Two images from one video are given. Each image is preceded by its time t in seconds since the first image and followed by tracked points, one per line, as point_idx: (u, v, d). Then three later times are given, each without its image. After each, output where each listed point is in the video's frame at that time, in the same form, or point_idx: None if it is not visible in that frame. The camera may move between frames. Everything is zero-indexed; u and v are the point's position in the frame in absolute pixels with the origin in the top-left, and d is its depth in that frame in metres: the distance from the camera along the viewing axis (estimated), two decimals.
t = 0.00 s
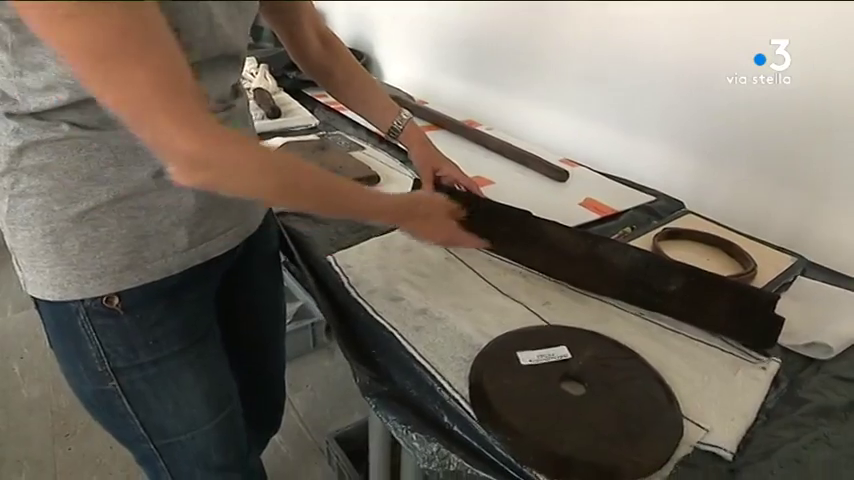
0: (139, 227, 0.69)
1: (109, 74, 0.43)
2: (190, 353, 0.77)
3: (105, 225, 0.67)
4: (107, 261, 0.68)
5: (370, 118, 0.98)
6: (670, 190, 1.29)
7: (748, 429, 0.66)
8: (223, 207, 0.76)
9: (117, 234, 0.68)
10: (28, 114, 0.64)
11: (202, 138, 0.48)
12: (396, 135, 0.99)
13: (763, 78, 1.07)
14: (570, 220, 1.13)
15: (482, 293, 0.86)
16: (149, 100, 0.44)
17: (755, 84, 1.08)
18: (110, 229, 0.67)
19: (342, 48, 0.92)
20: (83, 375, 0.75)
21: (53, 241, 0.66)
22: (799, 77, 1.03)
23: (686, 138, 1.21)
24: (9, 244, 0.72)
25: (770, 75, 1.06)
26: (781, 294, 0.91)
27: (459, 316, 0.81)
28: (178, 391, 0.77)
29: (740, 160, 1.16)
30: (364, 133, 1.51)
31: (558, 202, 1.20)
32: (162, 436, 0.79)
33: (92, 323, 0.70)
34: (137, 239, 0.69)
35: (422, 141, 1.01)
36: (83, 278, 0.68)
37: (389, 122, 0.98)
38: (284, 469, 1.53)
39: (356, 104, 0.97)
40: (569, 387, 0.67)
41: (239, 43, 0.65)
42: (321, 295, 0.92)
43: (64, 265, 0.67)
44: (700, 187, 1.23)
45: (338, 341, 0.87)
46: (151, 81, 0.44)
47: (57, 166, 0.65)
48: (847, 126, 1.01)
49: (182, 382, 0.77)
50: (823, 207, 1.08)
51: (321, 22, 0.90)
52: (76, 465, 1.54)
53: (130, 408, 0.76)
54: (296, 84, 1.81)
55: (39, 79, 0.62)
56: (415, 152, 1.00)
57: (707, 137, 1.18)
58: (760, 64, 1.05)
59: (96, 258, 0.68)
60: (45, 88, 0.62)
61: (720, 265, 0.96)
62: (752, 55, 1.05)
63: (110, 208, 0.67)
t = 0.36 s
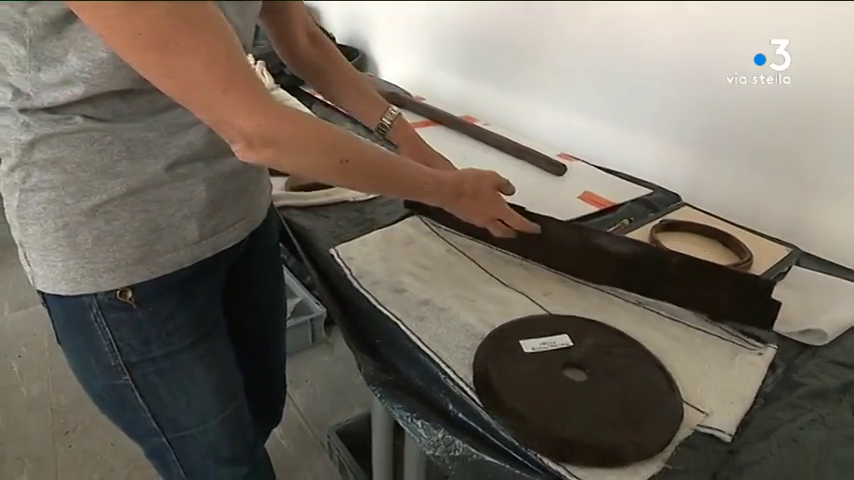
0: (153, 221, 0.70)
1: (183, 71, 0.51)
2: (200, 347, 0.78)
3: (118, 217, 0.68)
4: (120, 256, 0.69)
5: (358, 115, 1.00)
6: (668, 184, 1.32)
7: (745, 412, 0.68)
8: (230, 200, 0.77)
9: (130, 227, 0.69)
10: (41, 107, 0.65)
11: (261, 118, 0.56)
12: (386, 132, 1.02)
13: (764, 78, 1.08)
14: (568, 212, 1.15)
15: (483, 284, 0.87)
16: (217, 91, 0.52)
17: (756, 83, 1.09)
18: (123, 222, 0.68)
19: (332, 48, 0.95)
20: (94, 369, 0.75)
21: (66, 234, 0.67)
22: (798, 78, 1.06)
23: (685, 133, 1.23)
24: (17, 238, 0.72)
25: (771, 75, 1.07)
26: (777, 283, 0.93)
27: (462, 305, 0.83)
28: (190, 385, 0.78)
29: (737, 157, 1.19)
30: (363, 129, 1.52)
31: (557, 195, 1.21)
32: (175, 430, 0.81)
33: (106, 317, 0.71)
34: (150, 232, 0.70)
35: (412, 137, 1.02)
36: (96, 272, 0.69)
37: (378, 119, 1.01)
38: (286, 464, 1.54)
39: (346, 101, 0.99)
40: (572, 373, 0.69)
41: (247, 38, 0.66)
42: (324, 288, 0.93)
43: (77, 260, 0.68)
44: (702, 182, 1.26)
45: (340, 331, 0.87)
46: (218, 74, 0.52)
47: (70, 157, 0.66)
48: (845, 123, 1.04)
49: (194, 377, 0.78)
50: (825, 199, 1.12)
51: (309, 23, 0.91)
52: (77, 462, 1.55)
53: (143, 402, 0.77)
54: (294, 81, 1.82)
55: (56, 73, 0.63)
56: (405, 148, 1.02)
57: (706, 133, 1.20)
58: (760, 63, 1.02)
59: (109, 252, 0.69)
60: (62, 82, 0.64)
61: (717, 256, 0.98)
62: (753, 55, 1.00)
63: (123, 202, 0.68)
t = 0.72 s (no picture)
0: (159, 212, 0.70)
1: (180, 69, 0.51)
2: (205, 338, 0.79)
3: (125, 207, 0.69)
4: (127, 246, 0.69)
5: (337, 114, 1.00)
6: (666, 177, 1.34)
7: (743, 398, 0.70)
8: (234, 191, 0.78)
9: (137, 217, 0.69)
10: (48, 96, 0.65)
11: (254, 120, 0.56)
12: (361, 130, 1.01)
13: (764, 79, 1.06)
14: (567, 204, 1.16)
15: (483, 274, 0.89)
16: (213, 90, 0.52)
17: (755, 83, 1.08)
18: (130, 212, 0.69)
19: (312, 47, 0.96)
20: (99, 360, 0.76)
21: (73, 224, 0.68)
22: (798, 78, 1.07)
23: (682, 129, 1.24)
24: (21, 228, 0.73)
25: (771, 75, 1.05)
26: (772, 272, 0.94)
27: (464, 294, 0.84)
28: (195, 376, 0.79)
29: (733, 153, 1.21)
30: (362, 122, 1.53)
31: (555, 187, 1.23)
32: (179, 420, 0.81)
33: (111, 307, 0.72)
34: (156, 222, 0.71)
35: (391, 138, 1.02)
36: (103, 262, 0.69)
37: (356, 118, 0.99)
38: (285, 457, 1.55)
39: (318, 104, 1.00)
40: (573, 360, 0.70)
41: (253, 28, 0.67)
42: (326, 279, 0.94)
43: (83, 250, 0.69)
44: (700, 177, 1.28)
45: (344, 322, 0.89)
46: (215, 74, 0.52)
47: (77, 147, 0.66)
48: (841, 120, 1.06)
49: (199, 368, 0.79)
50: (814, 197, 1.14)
51: (294, 21, 0.94)
52: (74, 455, 1.55)
53: (148, 392, 0.78)
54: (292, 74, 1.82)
55: (62, 62, 0.62)
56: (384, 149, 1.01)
57: (703, 130, 1.21)
58: (760, 63, 0.99)
59: (116, 242, 0.69)
60: (70, 71, 0.63)
61: (713, 247, 1.00)
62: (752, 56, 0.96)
63: (129, 192, 0.68)
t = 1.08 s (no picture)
0: (167, 208, 0.71)
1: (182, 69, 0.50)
2: (212, 335, 0.79)
3: (133, 204, 0.69)
4: (133, 244, 0.69)
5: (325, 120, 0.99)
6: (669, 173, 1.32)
7: (753, 391, 0.70)
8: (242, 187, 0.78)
9: (144, 213, 0.69)
10: (54, 92, 0.65)
11: (253, 123, 0.55)
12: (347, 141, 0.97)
13: (763, 78, 1.09)
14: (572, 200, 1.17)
15: (490, 269, 0.89)
16: (212, 91, 0.52)
17: (756, 84, 1.11)
18: (137, 209, 0.69)
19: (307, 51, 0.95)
20: (106, 358, 0.76)
21: (79, 221, 0.67)
22: (798, 78, 1.07)
23: (684, 125, 1.24)
24: (27, 226, 0.72)
25: (771, 75, 1.08)
26: (779, 267, 0.95)
27: (472, 289, 0.84)
28: (202, 374, 0.79)
29: (734, 150, 1.20)
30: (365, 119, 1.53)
31: (561, 183, 1.23)
32: (187, 418, 0.81)
33: (118, 305, 0.72)
34: (163, 219, 0.71)
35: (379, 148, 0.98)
36: (110, 260, 0.69)
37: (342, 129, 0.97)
38: (289, 454, 1.55)
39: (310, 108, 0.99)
40: (582, 354, 0.71)
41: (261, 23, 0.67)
42: (336, 275, 0.95)
43: (89, 248, 0.68)
44: (704, 175, 1.26)
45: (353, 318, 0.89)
46: (216, 76, 0.51)
47: (82, 143, 0.66)
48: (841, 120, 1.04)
49: (206, 365, 0.79)
50: (816, 195, 1.12)
51: (288, 21, 0.93)
52: (78, 452, 1.55)
53: (155, 390, 0.78)
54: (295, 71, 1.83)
55: (67, 59, 0.62)
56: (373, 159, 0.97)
57: (704, 126, 1.21)
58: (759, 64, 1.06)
59: (123, 240, 0.69)
60: (75, 67, 0.63)
61: (720, 242, 1.00)
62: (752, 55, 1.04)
63: (136, 189, 0.68)
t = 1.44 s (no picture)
0: (162, 207, 0.70)
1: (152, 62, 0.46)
2: (208, 335, 0.79)
3: (127, 203, 0.68)
4: (128, 244, 0.69)
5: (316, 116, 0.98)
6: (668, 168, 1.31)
7: (752, 388, 0.70)
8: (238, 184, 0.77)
9: (139, 212, 0.68)
10: (42, 84, 0.63)
11: (224, 118, 0.51)
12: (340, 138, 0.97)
13: (763, 78, 1.10)
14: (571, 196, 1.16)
15: (489, 266, 0.88)
16: (179, 83, 0.48)
17: (757, 83, 1.11)
18: (131, 208, 0.68)
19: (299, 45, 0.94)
20: (100, 360, 0.75)
21: (71, 221, 0.67)
22: (798, 77, 1.06)
23: (684, 121, 1.24)
24: (18, 225, 0.71)
25: (771, 75, 1.09)
26: (779, 264, 0.95)
27: (471, 287, 0.84)
28: (199, 375, 0.78)
29: (733, 147, 1.19)
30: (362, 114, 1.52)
31: (559, 179, 1.22)
32: (183, 420, 0.81)
33: (113, 306, 0.71)
34: (159, 217, 0.70)
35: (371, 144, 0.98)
36: (104, 260, 0.68)
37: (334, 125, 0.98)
38: (287, 451, 1.54)
39: (301, 104, 0.98)
40: (582, 351, 0.70)
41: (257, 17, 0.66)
42: (333, 271, 0.94)
43: (82, 248, 0.68)
44: (703, 171, 1.26)
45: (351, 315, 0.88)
46: (185, 67, 0.47)
47: (73, 141, 0.65)
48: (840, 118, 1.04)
49: (203, 366, 0.78)
50: (815, 191, 1.12)
51: (280, 16, 0.92)
52: (75, 450, 1.54)
53: (150, 392, 0.77)
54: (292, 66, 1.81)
55: (52, 47, 0.60)
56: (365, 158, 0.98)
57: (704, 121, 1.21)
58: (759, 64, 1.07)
59: (117, 240, 0.68)
60: (61, 56, 0.61)
61: (719, 238, 1.00)
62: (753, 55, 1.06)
63: (131, 187, 0.67)
